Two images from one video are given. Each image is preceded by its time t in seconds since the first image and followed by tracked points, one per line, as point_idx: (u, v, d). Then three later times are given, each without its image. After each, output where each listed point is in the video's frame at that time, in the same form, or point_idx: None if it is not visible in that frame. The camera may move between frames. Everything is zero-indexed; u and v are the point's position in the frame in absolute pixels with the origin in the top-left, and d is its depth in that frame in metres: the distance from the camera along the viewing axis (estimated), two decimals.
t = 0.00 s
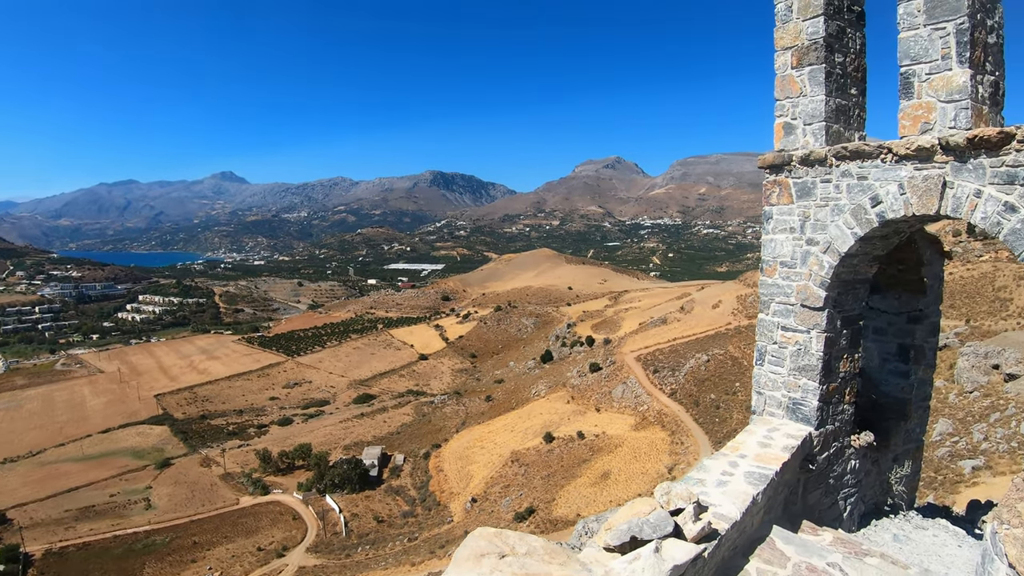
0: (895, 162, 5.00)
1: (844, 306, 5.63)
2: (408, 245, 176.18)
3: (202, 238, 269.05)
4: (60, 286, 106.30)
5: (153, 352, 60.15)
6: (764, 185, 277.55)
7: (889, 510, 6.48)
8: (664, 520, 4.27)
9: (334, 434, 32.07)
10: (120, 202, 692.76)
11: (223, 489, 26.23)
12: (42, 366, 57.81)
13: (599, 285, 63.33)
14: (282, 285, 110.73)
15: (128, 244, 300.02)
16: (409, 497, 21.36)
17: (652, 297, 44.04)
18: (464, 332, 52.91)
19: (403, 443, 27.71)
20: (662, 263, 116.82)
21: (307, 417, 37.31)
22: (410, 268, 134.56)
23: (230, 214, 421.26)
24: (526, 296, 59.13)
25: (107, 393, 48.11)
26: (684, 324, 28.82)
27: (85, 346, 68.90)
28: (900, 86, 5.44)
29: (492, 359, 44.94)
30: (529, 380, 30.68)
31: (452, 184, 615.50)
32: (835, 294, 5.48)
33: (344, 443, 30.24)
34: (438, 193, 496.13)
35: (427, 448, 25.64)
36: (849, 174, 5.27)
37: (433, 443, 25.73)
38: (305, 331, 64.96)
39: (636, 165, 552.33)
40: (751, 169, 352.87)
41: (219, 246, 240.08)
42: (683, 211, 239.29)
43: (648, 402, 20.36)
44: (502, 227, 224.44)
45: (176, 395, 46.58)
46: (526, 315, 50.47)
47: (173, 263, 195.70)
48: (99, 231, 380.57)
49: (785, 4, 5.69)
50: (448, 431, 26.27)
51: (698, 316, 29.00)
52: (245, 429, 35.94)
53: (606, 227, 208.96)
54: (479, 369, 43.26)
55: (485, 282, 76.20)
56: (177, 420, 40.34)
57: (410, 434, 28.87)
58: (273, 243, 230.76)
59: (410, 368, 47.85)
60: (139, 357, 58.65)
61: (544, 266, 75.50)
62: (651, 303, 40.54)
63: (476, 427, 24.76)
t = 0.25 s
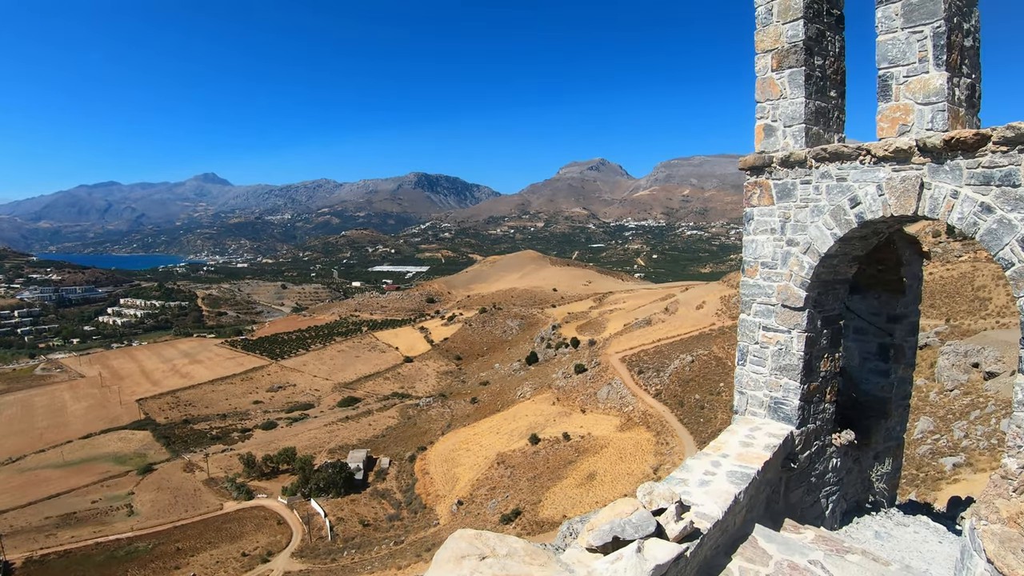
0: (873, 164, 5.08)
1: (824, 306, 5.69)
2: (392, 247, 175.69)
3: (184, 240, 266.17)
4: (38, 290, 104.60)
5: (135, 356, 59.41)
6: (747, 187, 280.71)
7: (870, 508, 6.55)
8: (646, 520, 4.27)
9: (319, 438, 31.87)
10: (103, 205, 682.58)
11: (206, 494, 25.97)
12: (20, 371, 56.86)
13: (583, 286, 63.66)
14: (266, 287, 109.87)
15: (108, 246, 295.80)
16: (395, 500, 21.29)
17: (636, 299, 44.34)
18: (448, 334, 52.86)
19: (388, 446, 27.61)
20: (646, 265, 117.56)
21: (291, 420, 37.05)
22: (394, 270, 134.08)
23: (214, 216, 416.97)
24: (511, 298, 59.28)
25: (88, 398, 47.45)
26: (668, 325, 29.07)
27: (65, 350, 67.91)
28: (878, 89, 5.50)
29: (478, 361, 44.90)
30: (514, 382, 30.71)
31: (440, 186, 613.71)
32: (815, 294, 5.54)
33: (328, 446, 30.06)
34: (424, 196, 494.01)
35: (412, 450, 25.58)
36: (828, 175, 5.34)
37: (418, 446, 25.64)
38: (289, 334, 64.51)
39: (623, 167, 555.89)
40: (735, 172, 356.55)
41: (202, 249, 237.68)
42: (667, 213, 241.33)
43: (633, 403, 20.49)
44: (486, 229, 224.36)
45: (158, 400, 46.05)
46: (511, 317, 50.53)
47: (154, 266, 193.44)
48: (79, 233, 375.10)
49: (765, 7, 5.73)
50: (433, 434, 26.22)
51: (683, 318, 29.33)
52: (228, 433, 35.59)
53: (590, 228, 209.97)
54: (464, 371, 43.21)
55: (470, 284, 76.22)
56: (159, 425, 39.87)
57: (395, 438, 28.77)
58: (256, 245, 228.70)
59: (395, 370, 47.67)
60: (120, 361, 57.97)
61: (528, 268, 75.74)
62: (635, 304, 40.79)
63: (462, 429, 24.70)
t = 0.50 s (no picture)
0: (849, 167, 5.18)
1: (802, 307, 5.77)
2: (374, 249, 174.92)
3: (163, 243, 262.44)
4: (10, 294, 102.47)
5: (113, 361, 58.50)
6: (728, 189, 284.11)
7: (848, 506, 6.63)
8: (626, 522, 4.24)
9: (300, 441, 31.61)
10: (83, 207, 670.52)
11: (187, 500, 25.63)
12: None
13: (565, 288, 64.00)
14: (246, 290, 108.80)
15: (85, 249, 290.49)
16: (378, 503, 21.20)
17: (617, 300, 44.66)
18: (431, 336, 52.79)
19: (370, 450, 27.49)
20: (628, 266, 118.28)
21: (272, 424, 36.72)
22: (376, 272, 133.46)
23: (196, 218, 411.51)
24: (493, 300, 59.37)
25: (64, 404, 46.63)
26: (650, 327, 29.40)
27: (41, 355, 66.65)
28: (854, 92, 5.53)
29: (460, 363, 44.84)
30: (497, 383, 30.73)
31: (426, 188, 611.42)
32: (793, 295, 5.60)
33: (310, 450, 29.85)
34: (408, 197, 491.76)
35: (394, 454, 25.49)
36: (805, 178, 5.42)
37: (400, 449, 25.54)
38: (270, 338, 63.95)
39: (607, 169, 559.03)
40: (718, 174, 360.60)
41: (181, 251, 234.55)
42: (648, 215, 243.41)
43: (615, 404, 20.65)
44: (468, 231, 223.88)
45: (137, 405, 45.40)
46: (493, 318, 50.55)
47: (131, 269, 190.51)
48: (56, 236, 368.49)
49: (743, 11, 5.78)
50: (416, 437, 26.15)
51: (665, 319, 29.59)
52: (208, 438, 35.16)
53: (571, 230, 210.96)
54: (446, 373, 43.14)
55: (452, 286, 76.19)
56: (138, 431, 39.29)
57: (378, 441, 28.65)
58: (237, 247, 226.26)
59: (377, 373, 47.45)
60: (98, 366, 57.07)
61: (510, 270, 75.90)
62: (617, 306, 41.05)
63: (444, 431, 24.65)
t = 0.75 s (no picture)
0: (825, 170, 5.26)
1: (779, 308, 5.83)
2: (355, 252, 173.84)
3: (141, 246, 258.28)
4: None
5: (89, 366, 57.47)
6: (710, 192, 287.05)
7: (827, 504, 6.71)
8: (606, 523, 4.20)
9: (281, 446, 31.31)
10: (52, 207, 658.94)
11: (166, 507, 25.27)
12: None
13: (547, 290, 64.24)
14: (225, 294, 107.48)
15: (61, 252, 284.87)
16: (360, 508, 21.10)
17: (598, 302, 44.86)
18: (413, 339, 52.66)
19: (353, 454, 27.32)
20: (609, 268, 118.98)
21: (253, 429, 36.35)
22: (357, 275, 132.57)
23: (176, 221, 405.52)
24: (475, 302, 59.39)
25: (40, 410, 45.74)
26: (631, 329, 29.66)
27: (14, 361, 65.22)
28: (830, 96, 5.52)
29: (442, 366, 44.74)
30: (480, 386, 30.70)
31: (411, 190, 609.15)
32: (770, 296, 5.67)
33: (292, 455, 29.59)
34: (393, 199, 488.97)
35: (377, 457, 25.38)
36: (782, 181, 5.49)
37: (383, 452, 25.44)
38: (250, 341, 63.29)
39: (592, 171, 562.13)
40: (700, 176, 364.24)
41: (159, 254, 230.96)
42: (629, 216, 245.03)
43: (597, 405, 20.80)
44: (450, 233, 223.17)
45: (115, 411, 44.70)
46: (475, 321, 50.50)
47: (105, 272, 187.06)
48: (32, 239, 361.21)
49: (720, 16, 5.83)
50: (398, 440, 26.04)
51: (646, 321, 29.82)
52: (188, 443, 34.69)
53: (553, 232, 211.47)
54: (428, 376, 43.04)
55: (434, 289, 76.08)
56: (116, 437, 38.64)
57: (360, 445, 28.49)
58: (215, 250, 222.97)
59: (358, 376, 47.17)
60: (74, 372, 56.03)
61: (492, 272, 75.93)
62: (598, 307, 41.23)
63: (427, 434, 24.55)
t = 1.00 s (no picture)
0: (803, 169, 5.33)
1: (759, 307, 5.88)
2: (337, 254, 172.85)
3: (119, 249, 254.45)
4: None
5: (67, 373, 56.47)
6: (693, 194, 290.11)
7: (808, 501, 6.77)
8: (587, 523, 4.07)
9: (263, 451, 31.02)
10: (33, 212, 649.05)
11: (147, 515, 24.87)
12: None
13: (529, 292, 64.53)
14: (206, 297, 106.26)
15: (37, 256, 279.72)
16: (344, 512, 20.95)
17: (580, 303, 45.14)
18: (395, 342, 52.55)
19: (335, 458, 27.16)
20: (591, 269, 119.68)
21: (235, 434, 35.98)
22: (339, 278, 131.80)
23: (157, 224, 400.37)
24: (458, 304, 59.40)
25: (15, 418, 44.83)
26: (613, 329, 29.89)
27: None
28: (806, 97, 5.49)
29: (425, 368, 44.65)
30: (463, 388, 30.69)
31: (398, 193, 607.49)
32: (749, 294, 5.71)
33: (274, 460, 29.34)
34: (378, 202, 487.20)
35: (360, 461, 25.27)
36: (760, 179, 5.54)
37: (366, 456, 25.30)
38: (231, 346, 62.67)
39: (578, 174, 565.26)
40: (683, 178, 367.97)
41: (138, 257, 227.63)
42: (612, 218, 246.76)
43: (581, 406, 20.90)
44: (432, 235, 222.44)
45: (93, 418, 44.00)
46: (457, 322, 50.45)
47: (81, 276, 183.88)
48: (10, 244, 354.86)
49: (699, 17, 5.88)
50: (382, 443, 25.93)
51: (629, 322, 30.34)
52: (169, 449, 34.23)
53: (536, 233, 212.11)
54: (411, 379, 42.94)
55: (416, 291, 75.99)
56: (94, 444, 37.99)
57: (343, 449, 28.31)
58: (196, 253, 220.32)
59: (341, 380, 46.90)
60: (51, 378, 55.03)
61: (475, 274, 76.02)
62: (580, 308, 41.47)
63: (410, 437, 24.45)
